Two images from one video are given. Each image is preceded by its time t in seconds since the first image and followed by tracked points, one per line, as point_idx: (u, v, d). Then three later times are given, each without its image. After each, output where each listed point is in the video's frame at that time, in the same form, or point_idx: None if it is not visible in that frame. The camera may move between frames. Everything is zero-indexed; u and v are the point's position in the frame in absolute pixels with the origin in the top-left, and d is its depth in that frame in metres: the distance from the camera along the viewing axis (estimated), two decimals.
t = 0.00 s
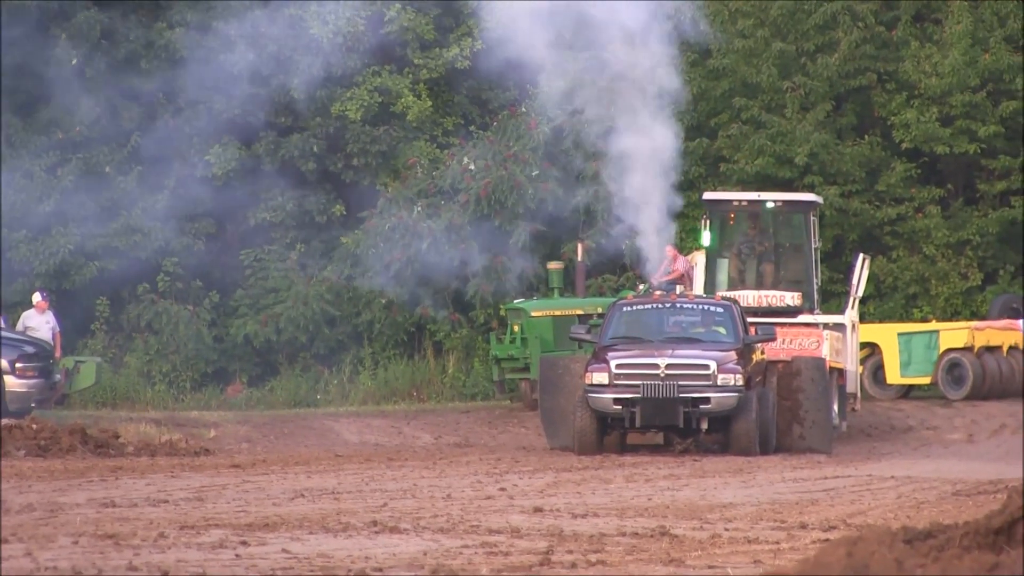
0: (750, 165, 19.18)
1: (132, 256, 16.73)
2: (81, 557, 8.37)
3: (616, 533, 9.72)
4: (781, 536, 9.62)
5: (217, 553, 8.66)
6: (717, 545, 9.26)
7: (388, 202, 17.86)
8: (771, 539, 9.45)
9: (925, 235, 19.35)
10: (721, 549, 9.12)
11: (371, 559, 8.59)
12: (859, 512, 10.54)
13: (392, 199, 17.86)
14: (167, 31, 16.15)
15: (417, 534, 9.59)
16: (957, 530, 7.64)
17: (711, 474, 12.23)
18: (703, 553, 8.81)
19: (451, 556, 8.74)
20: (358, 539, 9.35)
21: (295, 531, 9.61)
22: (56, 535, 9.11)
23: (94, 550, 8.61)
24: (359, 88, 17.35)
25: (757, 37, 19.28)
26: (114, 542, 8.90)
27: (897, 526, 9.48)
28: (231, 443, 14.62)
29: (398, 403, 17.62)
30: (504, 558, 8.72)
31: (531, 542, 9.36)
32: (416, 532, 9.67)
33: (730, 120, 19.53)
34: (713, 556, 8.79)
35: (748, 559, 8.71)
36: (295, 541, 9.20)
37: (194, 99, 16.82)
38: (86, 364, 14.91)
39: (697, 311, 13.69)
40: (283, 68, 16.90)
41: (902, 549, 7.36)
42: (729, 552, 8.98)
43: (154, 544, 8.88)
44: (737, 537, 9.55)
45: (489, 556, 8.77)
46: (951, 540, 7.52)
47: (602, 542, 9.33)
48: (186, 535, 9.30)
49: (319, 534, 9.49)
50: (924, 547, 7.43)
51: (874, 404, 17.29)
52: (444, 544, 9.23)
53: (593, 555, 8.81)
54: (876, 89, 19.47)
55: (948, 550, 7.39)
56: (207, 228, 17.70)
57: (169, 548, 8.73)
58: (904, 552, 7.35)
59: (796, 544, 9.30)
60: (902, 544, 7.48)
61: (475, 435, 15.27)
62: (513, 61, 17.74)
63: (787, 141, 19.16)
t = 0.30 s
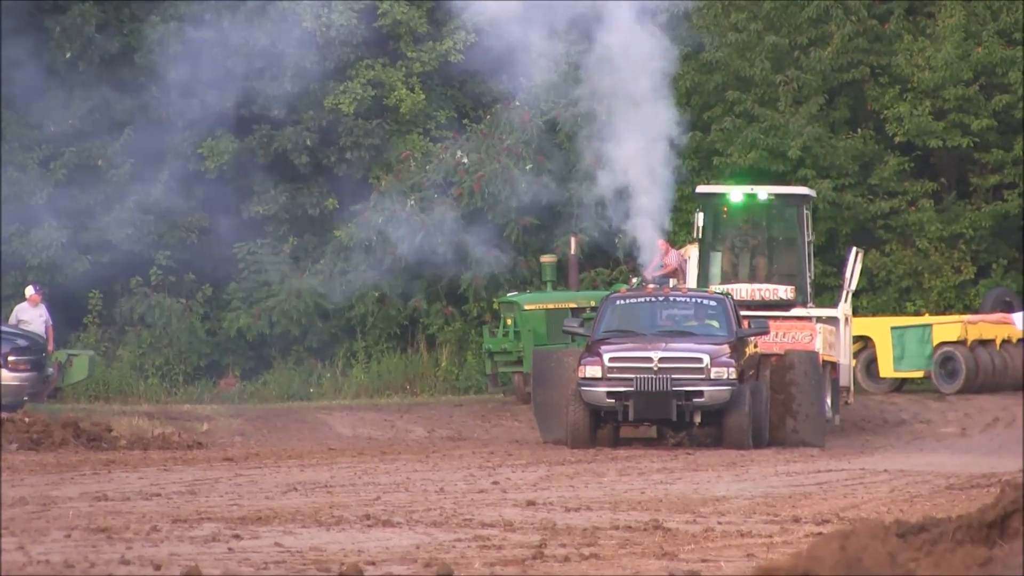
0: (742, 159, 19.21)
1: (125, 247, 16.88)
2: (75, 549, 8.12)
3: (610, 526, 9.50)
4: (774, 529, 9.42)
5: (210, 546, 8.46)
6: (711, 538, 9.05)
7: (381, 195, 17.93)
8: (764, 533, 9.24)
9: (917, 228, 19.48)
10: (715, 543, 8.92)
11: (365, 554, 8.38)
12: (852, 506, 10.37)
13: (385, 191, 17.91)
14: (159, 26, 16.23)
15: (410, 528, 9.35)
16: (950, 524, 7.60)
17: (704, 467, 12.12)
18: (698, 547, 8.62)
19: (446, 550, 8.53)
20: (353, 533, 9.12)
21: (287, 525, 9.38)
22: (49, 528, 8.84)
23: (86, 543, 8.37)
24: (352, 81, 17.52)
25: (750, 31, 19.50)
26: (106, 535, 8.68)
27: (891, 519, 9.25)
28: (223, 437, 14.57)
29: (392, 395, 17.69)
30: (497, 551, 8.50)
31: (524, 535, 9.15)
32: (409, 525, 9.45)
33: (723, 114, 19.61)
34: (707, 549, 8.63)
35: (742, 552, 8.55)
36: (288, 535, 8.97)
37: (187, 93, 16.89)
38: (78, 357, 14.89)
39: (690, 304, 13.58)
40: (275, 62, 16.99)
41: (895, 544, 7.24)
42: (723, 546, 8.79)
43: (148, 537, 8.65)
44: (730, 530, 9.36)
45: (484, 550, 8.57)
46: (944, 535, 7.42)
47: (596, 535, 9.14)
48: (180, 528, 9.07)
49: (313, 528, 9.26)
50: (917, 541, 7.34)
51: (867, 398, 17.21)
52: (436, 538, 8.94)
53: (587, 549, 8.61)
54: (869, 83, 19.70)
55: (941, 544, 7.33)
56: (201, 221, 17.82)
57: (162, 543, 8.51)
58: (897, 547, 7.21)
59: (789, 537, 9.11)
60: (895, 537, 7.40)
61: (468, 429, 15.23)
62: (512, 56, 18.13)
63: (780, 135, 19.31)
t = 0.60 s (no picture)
0: (735, 157, 19.52)
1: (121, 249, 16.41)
2: (67, 547, 7.99)
3: (603, 524, 9.40)
4: (768, 527, 9.28)
5: (202, 544, 8.37)
6: (704, 537, 8.94)
7: (376, 192, 18.07)
8: (758, 531, 9.11)
9: (910, 227, 19.54)
10: (709, 541, 8.82)
11: (359, 552, 8.28)
12: (846, 504, 10.24)
13: (378, 189, 18.06)
14: (153, 23, 16.01)
15: (403, 526, 9.26)
16: (946, 524, 7.35)
17: (698, 465, 12.04)
18: (690, 544, 8.55)
19: (439, 547, 8.46)
20: (345, 531, 9.04)
21: (280, 523, 9.30)
22: (41, 525, 8.71)
23: (79, 541, 8.23)
24: (346, 79, 17.80)
25: (744, 29, 19.56)
26: (99, 533, 8.56)
27: (887, 517, 9.10)
28: (217, 435, 14.54)
29: (385, 393, 17.71)
30: (490, 549, 8.45)
31: (518, 533, 9.05)
32: (403, 523, 9.35)
33: (717, 112, 19.85)
34: (700, 547, 8.55)
35: (736, 550, 8.47)
36: (282, 533, 8.88)
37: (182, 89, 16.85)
38: (73, 355, 14.62)
39: (682, 302, 13.51)
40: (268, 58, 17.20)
41: (890, 542, 6.98)
42: (716, 544, 8.69)
43: (140, 535, 8.55)
44: (724, 529, 9.23)
45: (476, 548, 8.49)
46: (939, 533, 7.20)
47: (589, 533, 9.04)
48: (173, 526, 8.97)
49: (306, 525, 9.17)
50: (911, 538, 7.09)
51: (861, 397, 17.17)
52: (429, 536, 8.87)
53: (580, 547, 8.54)
54: (862, 80, 19.77)
55: (936, 542, 7.06)
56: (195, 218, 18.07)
57: (155, 540, 8.43)
58: (893, 544, 6.97)
59: (784, 535, 8.99)
60: (889, 536, 7.15)
61: (461, 428, 15.21)
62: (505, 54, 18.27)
63: (773, 132, 19.52)
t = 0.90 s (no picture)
0: (733, 156, 19.34)
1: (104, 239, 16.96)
2: (64, 546, 7.98)
3: (600, 523, 9.40)
4: (764, 527, 9.28)
5: (200, 543, 8.36)
6: (701, 536, 8.94)
7: (372, 191, 18.02)
8: (754, 530, 9.11)
9: (908, 226, 19.61)
10: (705, 540, 8.81)
11: (356, 551, 8.27)
12: (843, 503, 10.23)
13: (375, 188, 18.00)
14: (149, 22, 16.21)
15: (400, 525, 9.26)
16: (942, 523, 7.17)
17: (694, 465, 12.04)
18: (687, 544, 8.54)
19: (435, 546, 8.46)
20: (342, 529, 9.04)
21: (277, 521, 9.31)
22: (38, 525, 8.70)
23: (77, 540, 8.22)
24: (342, 78, 17.75)
25: (740, 27, 19.56)
26: (96, 532, 8.53)
27: (882, 516, 9.09)
28: (213, 433, 14.54)
29: (382, 391, 17.70)
30: (487, 548, 8.44)
31: (514, 532, 9.04)
32: (399, 522, 9.36)
33: (714, 111, 19.69)
34: (696, 547, 8.54)
35: (733, 550, 8.46)
36: (278, 532, 8.88)
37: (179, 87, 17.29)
38: (70, 354, 14.49)
39: (679, 302, 13.45)
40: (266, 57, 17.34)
41: (885, 542, 6.83)
42: (712, 544, 8.68)
43: (137, 534, 8.56)
44: (720, 528, 9.23)
45: (472, 547, 8.47)
46: (936, 532, 7.06)
47: (585, 532, 9.02)
48: (170, 525, 8.97)
49: (303, 524, 9.18)
50: (907, 538, 6.91)
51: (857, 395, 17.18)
52: (426, 535, 8.88)
53: (576, 547, 8.54)
54: (860, 80, 19.82)
55: (932, 541, 6.90)
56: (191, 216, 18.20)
57: (152, 539, 8.43)
58: (887, 544, 6.83)
59: (781, 534, 8.99)
60: (884, 534, 6.98)
61: (457, 426, 15.22)
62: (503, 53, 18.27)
63: (771, 132, 19.41)
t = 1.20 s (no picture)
0: (729, 153, 19.37)
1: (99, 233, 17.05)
2: (59, 543, 7.95)
3: (596, 521, 9.40)
4: (761, 525, 9.25)
5: (196, 540, 8.34)
6: (697, 534, 8.93)
7: (369, 189, 18.04)
8: (751, 528, 9.09)
9: (904, 225, 19.64)
10: (701, 538, 8.80)
11: (351, 548, 8.24)
12: (839, 502, 10.22)
13: (371, 186, 18.00)
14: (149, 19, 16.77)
15: (396, 522, 9.23)
16: (938, 521, 7.07)
17: (691, 462, 12.02)
18: (682, 542, 8.52)
19: (430, 544, 8.44)
20: (338, 526, 9.02)
21: (273, 519, 9.29)
22: (34, 522, 8.67)
23: (73, 538, 8.18)
24: (339, 77, 17.89)
25: (738, 25, 19.65)
26: (92, 529, 8.50)
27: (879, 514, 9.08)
28: (210, 431, 14.53)
29: (378, 390, 17.71)
30: (483, 546, 8.42)
31: (510, 530, 9.01)
32: (396, 520, 9.34)
33: (711, 109, 19.64)
34: (691, 544, 8.52)
35: (729, 547, 8.45)
36: (275, 529, 8.87)
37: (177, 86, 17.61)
38: (66, 352, 14.39)
39: (676, 299, 13.44)
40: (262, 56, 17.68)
41: (883, 540, 6.72)
42: (708, 541, 8.67)
43: (133, 531, 8.54)
44: (717, 526, 9.21)
45: (468, 545, 8.45)
46: (933, 531, 6.97)
47: (582, 530, 8.99)
48: (167, 522, 8.93)
49: (299, 521, 9.16)
50: (904, 537, 6.81)
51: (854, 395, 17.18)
52: (422, 532, 8.89)
53: (572, 544, 8.52)
54: (856, 78, 19.77)
55: (928, 540, 6.83)
56: (188, 214, 18.18)
57: (148, 536, 8.42)
58: (886, 542, 6.71)
59: (777, 533, 8.97)
60: (880, 534, 6.84)
61: (454, 424, 15.21)
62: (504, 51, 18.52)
63: (767, 130, 19.44)
